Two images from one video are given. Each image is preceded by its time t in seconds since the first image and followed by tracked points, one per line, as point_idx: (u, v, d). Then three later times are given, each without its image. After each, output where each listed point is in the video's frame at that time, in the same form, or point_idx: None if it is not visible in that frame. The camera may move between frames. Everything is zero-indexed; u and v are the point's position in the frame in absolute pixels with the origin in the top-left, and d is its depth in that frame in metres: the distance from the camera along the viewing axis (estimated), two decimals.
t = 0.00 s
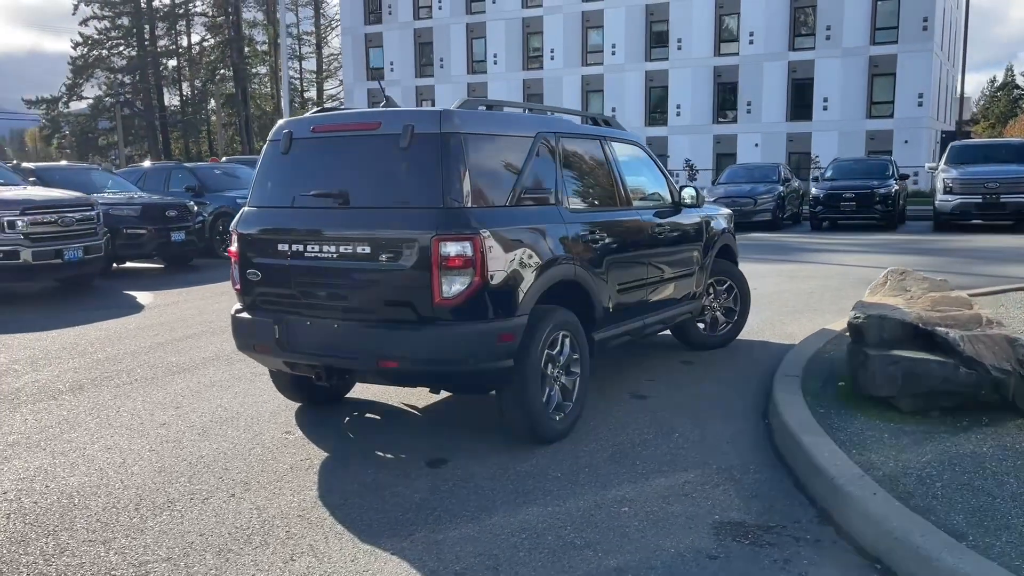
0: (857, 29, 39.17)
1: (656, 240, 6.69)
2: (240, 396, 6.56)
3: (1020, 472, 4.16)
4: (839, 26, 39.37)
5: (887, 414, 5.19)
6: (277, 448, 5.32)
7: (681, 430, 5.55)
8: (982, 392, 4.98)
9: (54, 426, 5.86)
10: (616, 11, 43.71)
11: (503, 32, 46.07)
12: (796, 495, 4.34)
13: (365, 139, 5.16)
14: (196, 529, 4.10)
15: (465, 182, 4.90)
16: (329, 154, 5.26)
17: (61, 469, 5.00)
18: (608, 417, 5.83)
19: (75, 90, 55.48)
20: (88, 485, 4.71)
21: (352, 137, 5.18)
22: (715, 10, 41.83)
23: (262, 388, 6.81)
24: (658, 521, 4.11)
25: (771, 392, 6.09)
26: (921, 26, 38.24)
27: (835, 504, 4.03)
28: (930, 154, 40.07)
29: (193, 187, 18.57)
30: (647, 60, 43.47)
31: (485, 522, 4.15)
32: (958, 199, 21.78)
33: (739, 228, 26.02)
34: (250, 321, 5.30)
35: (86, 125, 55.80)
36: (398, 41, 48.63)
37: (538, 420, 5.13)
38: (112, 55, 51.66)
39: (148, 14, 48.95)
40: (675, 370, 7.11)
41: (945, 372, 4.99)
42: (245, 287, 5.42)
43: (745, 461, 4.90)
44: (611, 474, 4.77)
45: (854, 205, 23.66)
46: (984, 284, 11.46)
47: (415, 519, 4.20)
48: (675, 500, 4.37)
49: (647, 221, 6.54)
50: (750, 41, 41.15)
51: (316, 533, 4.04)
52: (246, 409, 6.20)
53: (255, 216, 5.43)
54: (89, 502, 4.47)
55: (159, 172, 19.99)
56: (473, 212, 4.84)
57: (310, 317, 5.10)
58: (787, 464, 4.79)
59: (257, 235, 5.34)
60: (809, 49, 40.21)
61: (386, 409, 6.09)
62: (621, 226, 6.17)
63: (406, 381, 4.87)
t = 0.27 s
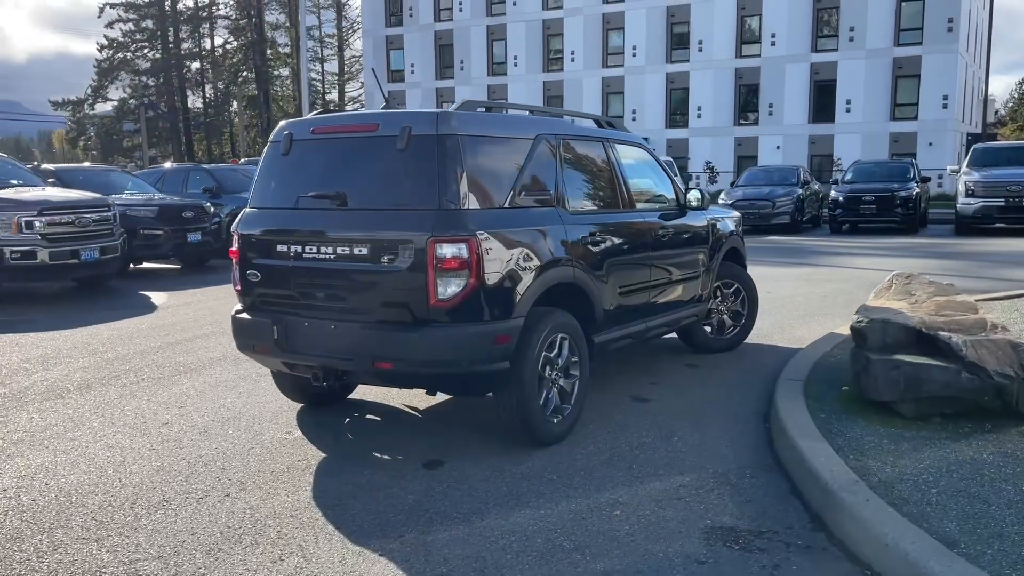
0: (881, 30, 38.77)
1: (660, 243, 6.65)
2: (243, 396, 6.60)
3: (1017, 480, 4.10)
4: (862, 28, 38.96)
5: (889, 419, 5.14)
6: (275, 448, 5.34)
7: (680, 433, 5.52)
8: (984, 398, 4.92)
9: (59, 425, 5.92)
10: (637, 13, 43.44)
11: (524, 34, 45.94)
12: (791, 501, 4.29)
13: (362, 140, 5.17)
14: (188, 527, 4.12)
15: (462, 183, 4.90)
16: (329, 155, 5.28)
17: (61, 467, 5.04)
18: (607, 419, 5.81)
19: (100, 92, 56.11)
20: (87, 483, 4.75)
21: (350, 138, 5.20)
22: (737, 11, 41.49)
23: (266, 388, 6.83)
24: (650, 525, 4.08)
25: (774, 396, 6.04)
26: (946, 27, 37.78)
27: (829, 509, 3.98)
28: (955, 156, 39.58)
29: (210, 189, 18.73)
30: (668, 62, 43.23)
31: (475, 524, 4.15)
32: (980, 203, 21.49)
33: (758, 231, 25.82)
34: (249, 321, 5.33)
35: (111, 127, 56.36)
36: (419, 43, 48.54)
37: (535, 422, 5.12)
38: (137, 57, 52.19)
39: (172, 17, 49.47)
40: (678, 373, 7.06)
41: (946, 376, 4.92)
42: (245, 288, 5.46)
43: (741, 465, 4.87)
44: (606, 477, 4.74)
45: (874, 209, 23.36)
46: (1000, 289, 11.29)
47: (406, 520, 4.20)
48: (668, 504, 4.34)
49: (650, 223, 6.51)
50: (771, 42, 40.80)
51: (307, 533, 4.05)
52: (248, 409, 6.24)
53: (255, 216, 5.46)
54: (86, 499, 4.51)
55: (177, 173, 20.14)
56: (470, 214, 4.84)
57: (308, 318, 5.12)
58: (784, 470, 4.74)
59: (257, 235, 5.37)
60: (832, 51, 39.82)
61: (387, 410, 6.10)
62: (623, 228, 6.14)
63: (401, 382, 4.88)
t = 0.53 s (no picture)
0: (902, 31, 38.36)
1: (663, 243, 6.59)
2: (245, 395, 6.59)
3: (1019, 486, 4.01)
4: (884, 29, 38.57)
5: (891, 423, 5.05)
6: (272, 447, 5.34)
7: (680, 435, 5.45)
8: (987, 402, 4.82)
9: (60, 422, 5.95)
10: (655, 14, 43.19)
11: (542, 35, 45.77)
12: (788, 505, 4.22)
13: (359, 139, 5.16)
14: (178, 525, 4.11)
15: (457, 183, 4.87)
16: (326, 154, 5.27)
17: (59, 463, 5.06)
18: (607, 421, 5.75)
19: (123, 93, 56.69)
20: (82, 480, 4.76)
21: (348, 137, 5.19)
22: (756, 12, 41.18)
23: (267, 387, 6.83)
24: (642, 527, 4.03)
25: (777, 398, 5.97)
26: (968, 28, 37.32)
27: (824, 514, 3.91)
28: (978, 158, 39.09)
29: (225, 189, 18.86)
30: (687, 63, 42.93)
31: (465, 525, 4.10)
32: (1000, 205, 21.19)
33: (775, 233, 25.61)
34: (246, 320, 5.32)
35: (133, 128, 56.89)
36: (438, 44, 48.37)
37: (531, 423, 5.08)
38: (159, 59, 52.74)
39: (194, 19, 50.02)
40: (683, 375, 6.99)
41: (949, 380, 4.84)
42: (243, 286, 5.46)
43: (739, 468, 4.80)
44: (601, 479, 4.69)
45: (892, 211, 23.01)
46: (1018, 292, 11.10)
47: (396, 520, 4.17)
48: (662, 506, 4.28)
49: (653, 223, 6.45)
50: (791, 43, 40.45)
51: (295, 533, 4.03)
52: (248, 408, 6.23)
53: (254, 215, 5.46)
54: (79, 496, 4.52)
55: (193, 173, 20.28)
56: (466, 213, 4.81)
57: (304, 317, 5.10)
58: (782, 473, 4.66)
59: (255, 234, 5.37)
60: (853, 52, 39.43)
61: (386, 410, 6.08)
62: (624, 228, 6.09)
63: (395, 382, 4.86)
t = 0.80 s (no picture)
0: (920, 32, 37.99)
1: (662, 244, 6.52)
2: (241, 396, 6.58)
3: (1015, 492, 3.92)
4: (902, 30, 38.19)
5: (888, 427, 4.96)
6: (263, 447, 5.32)
7: (674, 438, 5.38)
8: (986, 408, 4.72)
9: (55, 420, 5.95)
10: (671, 16, 42.93)
11: (557, 37, 45.58)
12: (778, 510, 4.15)
13: (350, 138, 5.13)
14: (162, 525, 4.09)
15: (447, 182, 4.83)
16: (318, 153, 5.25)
17: (49, 461, 5.05)
18: (601, 423, 5.69)
19: (141, 95, 57.18)
20: (71, 479, 4.75)
21: (339, 136, 5.17)
22: (773, 14, 40.86)
23: (264, 387, 6.80)
24: (628, 531, 3.97)
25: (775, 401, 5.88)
26: (988, 29, 36.91)
27: (813, 519, 3.84)
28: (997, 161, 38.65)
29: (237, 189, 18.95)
30: (702, 64, 42.63)
31: (450, 527, 4.06)
32: (1017, 207, 20.92)
33: (789, 235, 25.39)
34: (238, 319, 5.30)
35: (151, 129, 57.29)
36: (454, 45, 48.16)
37: (522, 424, 5.03)
38: (177, 60, 53.24)
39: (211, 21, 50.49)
40: (683, 377, 6.90)
41: (948, 385, 4.74)
42: (235, 286, 5.44)
43: (732, 472, 4.72)
44: (591, 482, 4.63)
45: (907, 213, 22.60)
46: None
47: (380, 522, 4.13)
48: (651, 510, 4.21)
49: (652, 223, 6.39)
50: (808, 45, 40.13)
51: (278, 534, 4.00)
52: (244, 408, 6.22)
53: (247, 214, 5.45)
54: (67, 495, 4.51)
55: (206, 173, 20.39)
56: (455, 212, 4.78)
57: (294, 316, 5.08)
58: (775, 477, 4.59)
59: (247, 233, 5.36)
60: (870, 53, 39.07)
61: (381, 411, 6.04)
62: (622, 228, 6.04)
63: (384, 382, 4.82)
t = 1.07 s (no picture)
0: (937, 33, 37.71)
1: (661, 246, 6.47)
2: (238, 396, 6.57)
3: (1011, 499, 3.85)
4: (918, 30, 37.90)
5: (885, 433, 4.89)
6: (257, 448, 5.31)
7: (669, 442, 5.34)
8: (985, 413, 4.65)
9: (52, 420, 5.96)
10: (685, 16, 42.69)
11: (570, 37, 45.38)
12: (770, 516, 4.10)
13: (344, 138, 5.12)
14: (150, 527, 4.09)
15: (440, 183, 4.81)
16: (312, 153, 5.24)
17: (43, 461, 5.06)
18: (596, 426, 5.65)
19: (156, 95, 57.46)
20: (63, 479, 4.76)
21: (333, 136, 5.16)
22: (787, 14, 40.59)
23: (261, 389, 6.79)
24: (617, 536, 3.93)
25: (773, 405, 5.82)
26: (1005, 30, 36.60)
27: (804, 526, 3.79)
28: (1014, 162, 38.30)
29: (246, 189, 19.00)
30: (716, 65, 42.36)
31: (438, 530, 4.04)
32: None
33: (801, 237, 25.23)
34: (232, 320, 5.29)
35: (166, 129, 57.52)
36: (467, 45, 47.97)
37: (514, 426, 5.00)
38: (192, 61, 53.53)
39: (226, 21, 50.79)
40: (682, 380, 6.85)
41: (946, 390, 4.67)
42: (230, 286, 5.43)
43: (726, 477, 4.67)
44: (582, 485, 4.60)
45: (919, 215, 22.34)
46: None
47: (368, 525, 4.11)
48: (641, 515, 4.17)
49: (651, 224, 6.34)
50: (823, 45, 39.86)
51: (264, 535, 3.99)
52: (240, 409, 6.22)
53: (242, 214, 5.44)
54: (57, 495, 4.51)
55: (217, 173, 20.45)
56: (448, 213, 4.75)
57: (288, 317, 5.07)
58: (769, 483, 4.53)
59: (242, 233, 5.35)
60: (886, 54, 38.78)
61: (377, 413, 6.02)
62: (620, 229, 6.00)
63: (376, 383, 4.80)
